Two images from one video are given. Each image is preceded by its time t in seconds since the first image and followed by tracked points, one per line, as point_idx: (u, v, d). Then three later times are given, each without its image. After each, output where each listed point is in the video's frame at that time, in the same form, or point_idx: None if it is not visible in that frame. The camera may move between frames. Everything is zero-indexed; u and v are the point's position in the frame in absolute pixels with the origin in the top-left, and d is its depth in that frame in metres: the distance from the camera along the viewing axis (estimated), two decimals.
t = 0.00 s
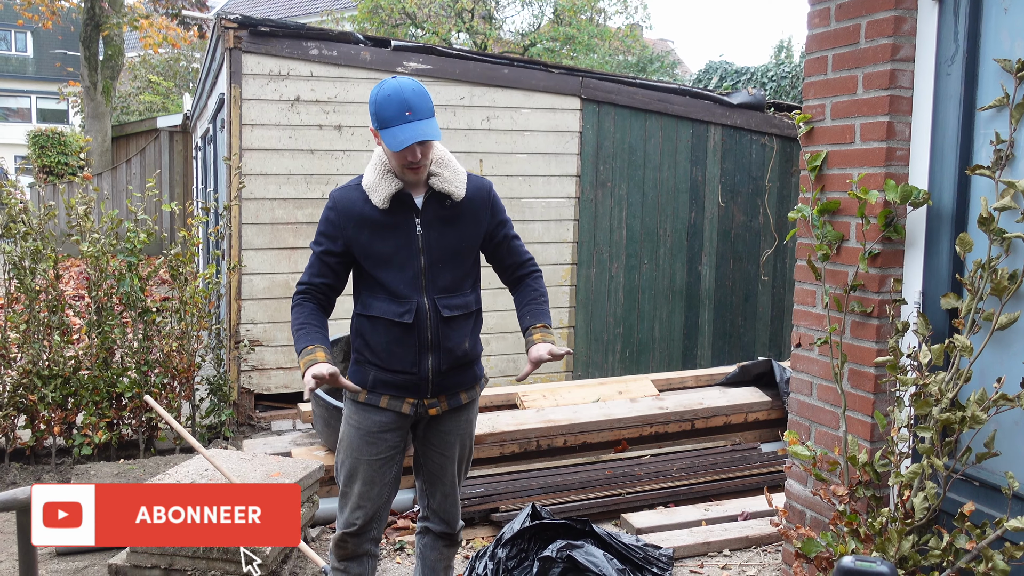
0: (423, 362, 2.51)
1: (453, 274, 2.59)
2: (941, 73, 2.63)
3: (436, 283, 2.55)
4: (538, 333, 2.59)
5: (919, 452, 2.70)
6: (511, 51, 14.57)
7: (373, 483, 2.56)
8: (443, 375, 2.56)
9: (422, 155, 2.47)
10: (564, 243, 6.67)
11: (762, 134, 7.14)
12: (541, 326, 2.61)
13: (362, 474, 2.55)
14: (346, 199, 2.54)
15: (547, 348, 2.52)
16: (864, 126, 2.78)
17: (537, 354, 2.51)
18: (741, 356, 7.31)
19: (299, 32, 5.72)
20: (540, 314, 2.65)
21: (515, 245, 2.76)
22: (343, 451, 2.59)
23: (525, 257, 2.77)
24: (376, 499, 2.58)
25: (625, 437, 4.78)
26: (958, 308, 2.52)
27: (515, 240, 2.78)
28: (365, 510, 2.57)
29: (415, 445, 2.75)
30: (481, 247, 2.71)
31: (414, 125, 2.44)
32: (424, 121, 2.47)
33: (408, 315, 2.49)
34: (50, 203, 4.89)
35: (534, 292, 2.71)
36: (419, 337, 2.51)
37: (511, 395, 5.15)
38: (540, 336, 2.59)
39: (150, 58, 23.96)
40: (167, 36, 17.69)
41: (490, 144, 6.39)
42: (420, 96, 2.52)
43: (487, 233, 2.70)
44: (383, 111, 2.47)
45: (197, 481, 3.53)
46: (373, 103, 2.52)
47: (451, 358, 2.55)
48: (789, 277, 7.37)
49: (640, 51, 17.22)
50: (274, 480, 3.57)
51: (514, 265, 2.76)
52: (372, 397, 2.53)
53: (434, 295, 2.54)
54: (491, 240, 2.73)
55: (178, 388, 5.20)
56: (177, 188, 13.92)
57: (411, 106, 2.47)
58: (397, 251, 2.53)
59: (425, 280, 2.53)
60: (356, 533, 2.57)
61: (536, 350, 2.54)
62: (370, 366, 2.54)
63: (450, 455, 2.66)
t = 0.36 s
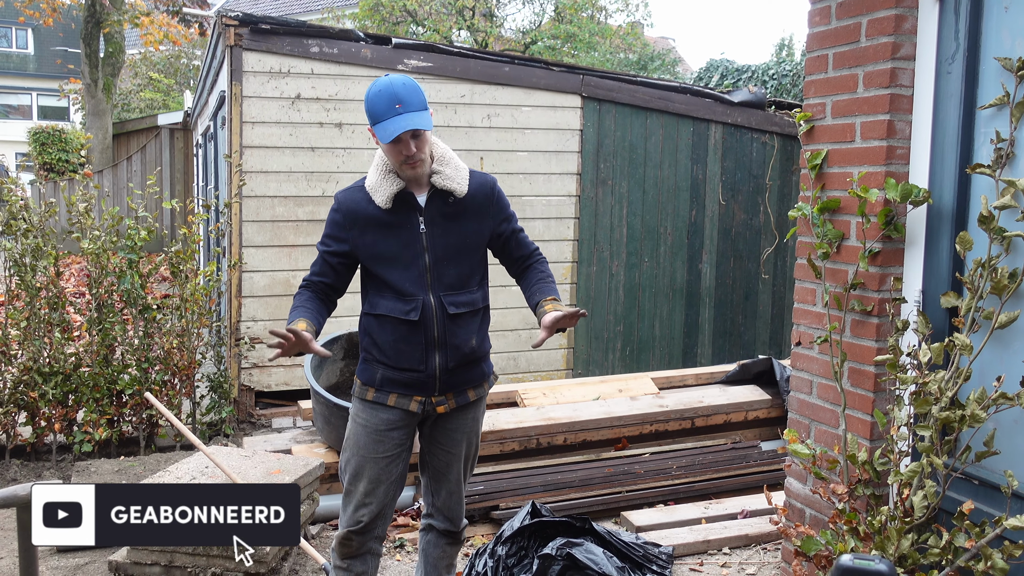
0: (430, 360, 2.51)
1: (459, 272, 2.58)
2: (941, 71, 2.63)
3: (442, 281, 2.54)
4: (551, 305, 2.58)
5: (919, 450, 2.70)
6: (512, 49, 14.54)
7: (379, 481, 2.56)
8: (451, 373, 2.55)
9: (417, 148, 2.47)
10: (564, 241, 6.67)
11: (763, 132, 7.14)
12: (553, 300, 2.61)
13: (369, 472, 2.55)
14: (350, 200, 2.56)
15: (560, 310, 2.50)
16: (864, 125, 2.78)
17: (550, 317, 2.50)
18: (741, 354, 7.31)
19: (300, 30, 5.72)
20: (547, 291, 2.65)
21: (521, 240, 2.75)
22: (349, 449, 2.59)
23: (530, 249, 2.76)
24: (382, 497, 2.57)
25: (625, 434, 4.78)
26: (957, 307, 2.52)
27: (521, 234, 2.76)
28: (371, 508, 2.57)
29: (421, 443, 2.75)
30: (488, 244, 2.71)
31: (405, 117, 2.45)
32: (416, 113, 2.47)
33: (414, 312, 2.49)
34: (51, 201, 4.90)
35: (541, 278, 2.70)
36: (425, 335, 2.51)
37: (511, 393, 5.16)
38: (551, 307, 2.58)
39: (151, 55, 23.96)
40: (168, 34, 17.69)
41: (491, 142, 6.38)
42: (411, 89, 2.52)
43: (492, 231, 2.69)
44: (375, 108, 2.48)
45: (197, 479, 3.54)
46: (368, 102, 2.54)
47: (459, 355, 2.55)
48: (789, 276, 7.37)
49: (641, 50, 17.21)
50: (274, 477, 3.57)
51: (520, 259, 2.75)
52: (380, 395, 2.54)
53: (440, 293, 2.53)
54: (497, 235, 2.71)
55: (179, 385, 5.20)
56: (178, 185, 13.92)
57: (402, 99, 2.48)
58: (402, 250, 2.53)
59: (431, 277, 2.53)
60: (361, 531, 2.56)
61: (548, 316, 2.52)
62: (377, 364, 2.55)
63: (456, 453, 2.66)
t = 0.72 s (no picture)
0: (433, 357, 2.51)
1: (463, 269, 2.57)
2: (942, 69, 2.63)
3: (446, 278, 2.54)
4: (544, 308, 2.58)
5: (920, 448, 2.70)
6: (513, 47, 14.50)
7: (382, 478, 2.56)
8: (453, 370, 2.55)
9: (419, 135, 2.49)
10: (565, 239, 6.67)
11: (764, 130, 7.14)
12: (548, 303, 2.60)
13: (372, 469, 2.54)
14: (357, 197, 2.58)
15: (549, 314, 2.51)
16: (866, 122, 2.78)
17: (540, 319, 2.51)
18: (742, 352, 7.30)
19: (301, 27, 5.72)
20: (545, 294, 2.63)
21: (525, 242, 2.73)
22: (352, 446, 2.59)
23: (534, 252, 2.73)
24: (384, 494, 2.57)
25: (626, 432, 4.79)
26: (958, 304, 2.52)
27: (526, 237, 2.74)
28: (373, 505, 2.56)
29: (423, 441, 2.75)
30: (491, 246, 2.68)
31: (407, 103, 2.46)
32: (416, 98, 2.47)
33: (418, 309, 2.49)
34: (52, 198, 4.89)
35: (541, 283, 2.68)
36: (428, 331, 2.51)
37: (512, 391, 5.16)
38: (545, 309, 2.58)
39: (151, 53, 23.95)
40: (169, 31, 17.69)
41: (491, 140, 6.38)
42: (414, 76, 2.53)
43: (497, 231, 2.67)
44: (377, 95, 2.50)
45: (198, 476, 3.54)
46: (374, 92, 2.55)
47: (461, 352, 2.54)
48: (790, 273, 7.37)
49: (642, 48, 17.19)
50: (274, 475, 3.58)
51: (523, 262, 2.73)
52: (384, 392, 2.54)
53: (444, 289, 2.53)
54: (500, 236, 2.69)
55: (179, 382, 5.21)
56: (179, 183, 13.93)
57: (402, 83, 2.47)
58: (407, 247, 2.53)
59: (435, 274, 2.52)
60: (363, 529, 2.56)
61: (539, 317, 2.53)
62: (381, 361, 2.56)
63: (458, 450, 2.66)
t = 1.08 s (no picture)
0: (433, 354, 2.51)
1: (466, 267, 2.57)
2: (945, 67, 2.62)
3: (448, 275, 2.54)
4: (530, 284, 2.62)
5: (921, 447, 2.70)
6: (515, 45, 14.46)
7: (383, 476, 2.55)
8: (453, 368, 2.55)
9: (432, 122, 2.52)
10: (567, 237, 6.66)
11: (766, 128, 7.13)
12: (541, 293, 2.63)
13: (372, 467, 2.54)
14: (365, 190, 2.58)
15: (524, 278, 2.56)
16: (868, 120, 2.77)
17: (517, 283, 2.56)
18: (743, 351, 7.30)
19: (302, 26, 5.72)
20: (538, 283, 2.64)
21: (528, 248, 2.73)
22: (353, 444, 2.59)
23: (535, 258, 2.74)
24: (385, 493, 2.57)
25: (627, 431, 4.79)
26: (960, 303, 2.51)
27: (529, 242, 2.74)
28: (372, 504, 2.56)
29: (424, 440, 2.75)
30: (495, 247, 2.68)
31: (421, 89, 2.50)
32: (429, 86, 2.51)
33: (419, 305, 2.49)
34: (53, 196, 4.90)
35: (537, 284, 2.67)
36: (428, 328, 2.51)
37: (513, 390, 5.17)
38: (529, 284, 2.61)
39: (153, 51, 23.95)
40: (170, 29, 17.69)
41: (493, 138, 6.38)
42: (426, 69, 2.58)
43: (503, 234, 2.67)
44: (390, 83, 2.53)
45: (199, 474, 3.54)
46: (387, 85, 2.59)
47: (461, 351, 2.54)
48: (791, 272, 7.36)
49: (643, 46, 17.18)
50: (275, 473, 3.58)
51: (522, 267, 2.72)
52: (383, 389, 2.54)
53: (446, 287, 2.53)
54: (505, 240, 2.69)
55: (181, 380, 5.21)
56: (181, 181, 13.94)
57: (414, 70, 2.51)
58: (412, 242, 2.53)
59: (438, 270, 2.52)
60: (364, 527, 2.55)
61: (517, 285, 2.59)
62: (381, 358, 2.56)
63: (458, 449, 2.66)
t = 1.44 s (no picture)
0: (433, 352, 2.52)
1: (468, 266, 2.57)
2: (945, 65, 2.62)
3: (450, 274, 2.53)
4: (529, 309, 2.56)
5: (921, 445, 2.69)
6: (515, 44, 14.47)
7: (384, 474, 2.56)
8: (453, 367, 2.55)
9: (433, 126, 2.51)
10: (567, 236, 6.66)
11: (765, 127, 7.13)
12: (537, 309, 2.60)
13: (372, 465, 2.55)
14: (367, 189, 2.58)
15: (526, 313, 2.49)
16: (867, 118, 2.77)
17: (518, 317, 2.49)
18: (744, 350, 7.30)
19: (302, 25, 5.72)
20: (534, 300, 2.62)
21: (527, 248, 2.72)
22: (353, 443, 2.60)
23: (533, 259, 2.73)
24: (385, 491, 2.57)
25: (628, 430, 4.79)
26: (960, 301, 2.51)
27: (528, 242, 2.72)
28: (373, 502, 2.56)
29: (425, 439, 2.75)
30: (494, 247, 2.67)
31: (422, 95, 2.49)
32: (431, 90, 2.50)
33: (420, 303, 2.49)
34: (54, 196, 4.89)
35: (535, 290, 2.67)
36: (429, 326, 2.51)
37: (514, 389, 5.17)
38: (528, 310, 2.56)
39: (154, 51, 23.96)
40: (170, 29, 17.71)
41: (493, 137, 6.38)
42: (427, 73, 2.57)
43: (503, 233, 2.66)
44: (390, 87, 2.53)
45: (200, 474, 3.55)
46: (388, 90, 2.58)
47: (462, 349, 2.54)
48: (792, 271, 7.36)
49: (644, 45, 17.19)
50: (276, 472, 3.59)
51: (520, 267, 2.72)
52: (383, 387, 2.55)
53: (447, 285, 2.53)
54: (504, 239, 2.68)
55: (182, 380, 5.21)
56: (181, 181, 13.96)
57: (414, 75, 2.51)
58: (413, 241, 2.53)
59: (439, 269, 2.52)
60: (365, 526, 2.56)
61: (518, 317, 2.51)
62: (382, 356, 2.56)
63: (459, 447, 2.66)
